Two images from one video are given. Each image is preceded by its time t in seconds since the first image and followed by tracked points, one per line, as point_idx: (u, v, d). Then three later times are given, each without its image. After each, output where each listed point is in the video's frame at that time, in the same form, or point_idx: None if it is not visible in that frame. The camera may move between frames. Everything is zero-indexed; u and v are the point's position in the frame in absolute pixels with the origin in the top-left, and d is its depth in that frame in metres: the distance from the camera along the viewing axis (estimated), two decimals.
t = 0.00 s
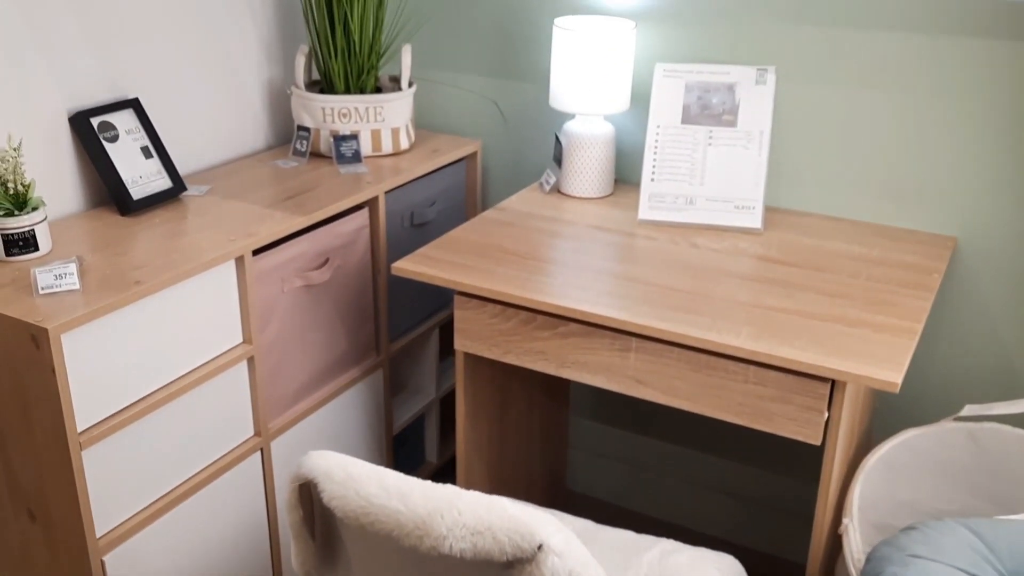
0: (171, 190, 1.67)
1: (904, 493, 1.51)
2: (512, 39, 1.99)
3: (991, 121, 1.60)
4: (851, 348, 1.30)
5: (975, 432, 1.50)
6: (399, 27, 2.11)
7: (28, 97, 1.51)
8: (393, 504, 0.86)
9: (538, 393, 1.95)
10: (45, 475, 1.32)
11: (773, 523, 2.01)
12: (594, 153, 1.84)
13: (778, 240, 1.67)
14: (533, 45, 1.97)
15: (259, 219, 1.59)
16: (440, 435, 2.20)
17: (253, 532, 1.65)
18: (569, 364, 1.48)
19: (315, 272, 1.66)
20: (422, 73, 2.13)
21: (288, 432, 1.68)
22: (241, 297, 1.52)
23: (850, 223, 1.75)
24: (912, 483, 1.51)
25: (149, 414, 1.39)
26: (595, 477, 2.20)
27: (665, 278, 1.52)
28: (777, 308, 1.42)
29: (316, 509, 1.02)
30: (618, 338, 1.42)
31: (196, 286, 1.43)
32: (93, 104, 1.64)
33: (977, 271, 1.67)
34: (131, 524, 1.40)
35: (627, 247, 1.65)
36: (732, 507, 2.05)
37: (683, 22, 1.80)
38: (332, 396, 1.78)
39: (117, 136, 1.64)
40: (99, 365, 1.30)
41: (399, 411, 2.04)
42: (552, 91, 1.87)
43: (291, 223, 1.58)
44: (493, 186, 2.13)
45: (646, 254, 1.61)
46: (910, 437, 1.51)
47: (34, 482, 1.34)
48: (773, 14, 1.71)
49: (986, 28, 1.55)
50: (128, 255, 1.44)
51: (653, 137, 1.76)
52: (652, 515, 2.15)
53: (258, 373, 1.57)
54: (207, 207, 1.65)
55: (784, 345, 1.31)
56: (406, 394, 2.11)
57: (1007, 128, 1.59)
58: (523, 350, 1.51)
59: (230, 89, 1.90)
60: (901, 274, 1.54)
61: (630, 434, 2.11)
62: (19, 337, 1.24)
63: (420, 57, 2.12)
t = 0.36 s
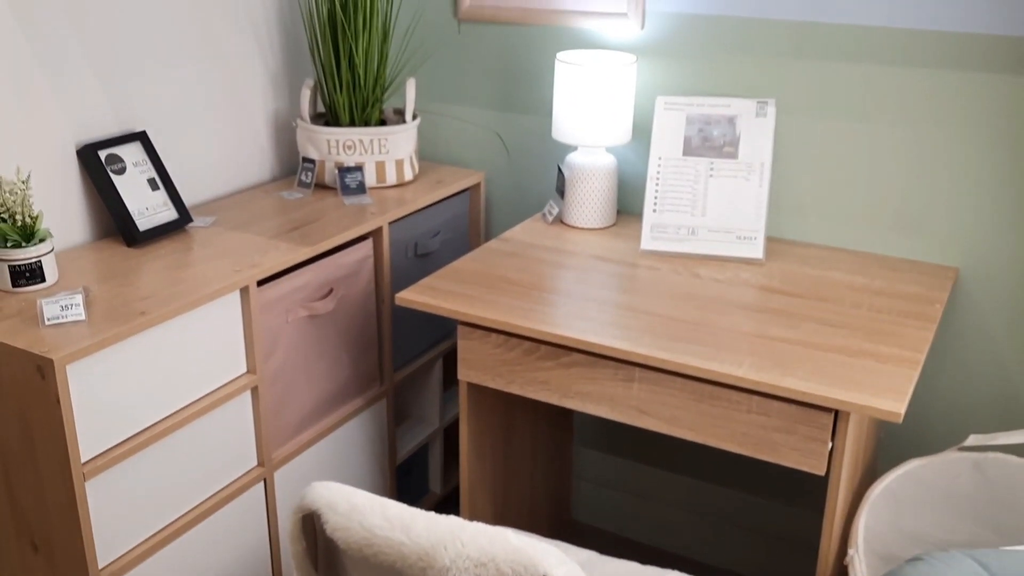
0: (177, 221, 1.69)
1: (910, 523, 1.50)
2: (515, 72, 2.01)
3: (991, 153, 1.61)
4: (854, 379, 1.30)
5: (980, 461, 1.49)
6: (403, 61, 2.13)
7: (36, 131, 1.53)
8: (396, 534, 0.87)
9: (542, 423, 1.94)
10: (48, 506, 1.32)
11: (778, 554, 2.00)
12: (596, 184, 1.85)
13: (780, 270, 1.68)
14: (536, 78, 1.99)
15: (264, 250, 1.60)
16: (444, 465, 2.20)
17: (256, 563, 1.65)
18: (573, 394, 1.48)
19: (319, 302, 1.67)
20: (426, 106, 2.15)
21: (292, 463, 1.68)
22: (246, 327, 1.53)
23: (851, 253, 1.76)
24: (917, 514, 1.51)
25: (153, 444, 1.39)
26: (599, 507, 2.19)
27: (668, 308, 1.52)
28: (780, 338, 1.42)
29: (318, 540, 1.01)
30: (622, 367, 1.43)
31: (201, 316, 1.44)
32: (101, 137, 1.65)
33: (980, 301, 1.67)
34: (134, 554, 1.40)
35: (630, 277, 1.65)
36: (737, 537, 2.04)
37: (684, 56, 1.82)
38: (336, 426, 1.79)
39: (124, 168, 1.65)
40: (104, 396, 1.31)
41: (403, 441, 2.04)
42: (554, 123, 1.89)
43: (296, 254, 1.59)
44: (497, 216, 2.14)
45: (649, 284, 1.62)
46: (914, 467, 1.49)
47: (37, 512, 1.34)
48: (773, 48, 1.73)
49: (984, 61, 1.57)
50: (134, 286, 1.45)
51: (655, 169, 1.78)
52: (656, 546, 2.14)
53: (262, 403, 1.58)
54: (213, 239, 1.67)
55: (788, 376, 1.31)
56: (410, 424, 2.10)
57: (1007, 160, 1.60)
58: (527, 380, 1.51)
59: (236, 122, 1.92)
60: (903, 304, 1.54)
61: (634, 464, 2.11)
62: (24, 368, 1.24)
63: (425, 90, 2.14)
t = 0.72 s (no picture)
0: (182, 253, 1.70)
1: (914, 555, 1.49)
2: (518, 107, 2.04)
3: (990, 186, 1.62)
4: (857, 411, 1.30)
5: (983, 495, 1.48)
6: (406, 96, 2.16)
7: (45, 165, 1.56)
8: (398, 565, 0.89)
9: (545, 455, 1.94)
10: (51, 537, 1.33)
11: None
12: (598, 216, 1.87)
13: (781, 301, 1.69)
14: (538, 112, 2.02)
15: (269, 282, 1.62)
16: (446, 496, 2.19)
17: None
18: (575, 425, 1.48)
19: (322, 334, 1.68)
20: (429, 140, 2.18)
21: (295, 494, 1.68)
22: (250, 359, 1.54)
23: (852, 284, 1.77)
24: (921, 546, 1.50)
25: (157, 475, 1.40)
26: (603, 539, 2.18)
27: (671, 340, 1.53)
28: (781, 369, 1.43)
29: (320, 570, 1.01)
30: (624, 399, 1.43)
31: (205, 347, 1.45)
32: (108, 171, 1.67)
33: (981, 333, 1.68)
34: None
35: (632, 308, 1.66)
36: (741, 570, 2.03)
37: (684, 91, 1.84)
38: (339, 457, 1.79)
39: (131, 201, 1.67)
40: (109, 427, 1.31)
41: (405, 472, 2.04)
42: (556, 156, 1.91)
43: (300, 286, 1.60)
44: (500, 248, 2.16)
45: (651, 315, 1.63)
46: (917, 499, 1.48)
47: (40, 543, 1.34)
48: (772, 83, 1.76)
49: (981, 95, 1.59)
50: (140, 318, 1.46)
51: (656, 201, 1.79)
52: None
53: (265, 434, 1.58)
54: (218, 271, 1.68)
55: (789, 407, 1.31)
56: (413, 455, 2.10)
57: (1006, 193, 1.61)
58: (529, 412, 1.52)
59: (241, 156, 1.94)
60: (904, 335, 1.55)
61: (637, 496, 2.10)
62: (30, 400, 1.25)
63: (428, 124, 2.16)
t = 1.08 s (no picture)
0: (187, 287, 1.72)
1: None
2: (520, 141, 2.06)
3: (989, 219, 1.64)
4: (859, 443, 1.31)
5: (987, 527, 1.48)
6: (410, 131, 2.18)
7: (51, 199, 1.57)
8: None
9: (547, 488, 1.94)
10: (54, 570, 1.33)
11: None
12: (600, 249, 1.89)
13: (783, 334, 1.69)
14: (541, 147, 2.04)
15: (273, 314, 1.63)
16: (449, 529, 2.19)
17: None
18: (578, 457, 1.49)
19: (326, 366, 1.69)
20: (433, 174, 2.20)
21: (297, 527, 1.68)
22: (254, 391, 1.54)
23: (852, 316, 1.78)
24: None
25: (160, 507, 1.40)
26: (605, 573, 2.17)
27: (673, 372, 1.54)
28: (783, 401, 1.43)
29: None
30: (627, 431, 1.43)
31: (209, 380, 1.45)
32: (114, 205, 1.69)
33: (982, 365, 1.69)
34: None
35: (634, 341, 1.67)
36: None
37: (685, 126, 1.87)
38: (341, 490, 1.79)
39: (137, 235, 1.69)
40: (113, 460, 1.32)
41: (407, 505, 2.03)
42: (559, 191, 1.93)
43: (304, 319, 1.61)
44: (502, 281, 2.17)
45: (653, 348, 1.64)
46: (920, 531, 1.48)
47: None
48: (772, 117, 1.78)
49: (978, 131, 1.61)
50: (144, 351, 1.47)
51: (658, 234, 1.81)
52: None
53: (268, 466, 1.58)
54: (222, 304, 1.69)
55: (792, 439, 1.32)
56: (415, 488, 2.10)
57: (1005, 225, 1.63)
58: (532, 444, 1.52)
59: (246, 190, 1.96)
60: (904, 367, 1.56)
61: (640, 529, 2.09)
62: (35, 433, 1.26)
63: (431, 158, 2.19)
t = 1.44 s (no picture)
0: (191, 320, 1.73)
1: None
2: (522, 176, 2.08)
3: (987, 253, 1.65)
4: (861, 476, 1.31)
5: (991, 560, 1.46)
6: (413, 167, 2.21)
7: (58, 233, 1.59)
8: None
9: (549, 522, 1.94)
10: None
11: None
12: (601, 283, 1.90)
13: (784, 368, 1.70)
14: (543, 182, 2.06)
15: (277, 348, 1.64)
16: (450, 564, 2.18)
17: None
18: (581, 491, 1.49)
19: (328, 400, 1.69)
20: (435, 208, 2.22)
21: (298, 561, 1.68)
22: (257, 425, 1.55)
23: (853, 350, 1.79)
24: None
25: (162, 542, 1.40)
26: None
27: (675, 406, 1.54)
28: (785, 435, 1.44)
29: None
30: (629, 465, 1.44)
31: (213, 414, 1.46)
32: (120, 239, 1.70)
33: (983, 399, 1.69)
34: None
35: (636, 374, 1.68)
36: None
37: (685, 161, 1.89)
38: (343, 524, 1.78)
39: (142, 269, 1.70)
40: (116, 494, 1.32)
41: (408, 539, 2.02)
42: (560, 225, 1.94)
43: (307, 353, 1.62)
44: (504, 314, 2.18)
45: (655, 381, 1.65)
46: (924, 566, 1.48)
47: None
48: (771, 153, 1.80)
49: (975, 166, 1.63)
50: (149, 384, 1.47)
51: (659, 268, 1.82)
52: None
53: (270, 500, 1.58)
54: (226, 337, 1.70)
55: (794, 472, 1.32)
56: (416, 522, 2.09)
57: (1004, 260, 1.64)
58: (535, 478, 1.52)
59: (251, 224, 1.98)
60: (905, 401, 1.56)
61: (642, 564, 2.09)
62: (39, 466, 1.26)
63: (434, 193, 2.21)
